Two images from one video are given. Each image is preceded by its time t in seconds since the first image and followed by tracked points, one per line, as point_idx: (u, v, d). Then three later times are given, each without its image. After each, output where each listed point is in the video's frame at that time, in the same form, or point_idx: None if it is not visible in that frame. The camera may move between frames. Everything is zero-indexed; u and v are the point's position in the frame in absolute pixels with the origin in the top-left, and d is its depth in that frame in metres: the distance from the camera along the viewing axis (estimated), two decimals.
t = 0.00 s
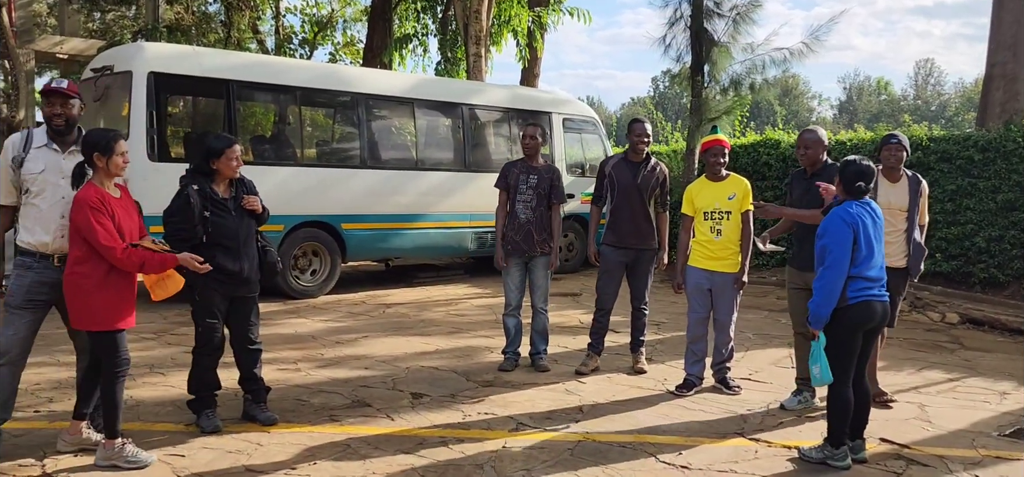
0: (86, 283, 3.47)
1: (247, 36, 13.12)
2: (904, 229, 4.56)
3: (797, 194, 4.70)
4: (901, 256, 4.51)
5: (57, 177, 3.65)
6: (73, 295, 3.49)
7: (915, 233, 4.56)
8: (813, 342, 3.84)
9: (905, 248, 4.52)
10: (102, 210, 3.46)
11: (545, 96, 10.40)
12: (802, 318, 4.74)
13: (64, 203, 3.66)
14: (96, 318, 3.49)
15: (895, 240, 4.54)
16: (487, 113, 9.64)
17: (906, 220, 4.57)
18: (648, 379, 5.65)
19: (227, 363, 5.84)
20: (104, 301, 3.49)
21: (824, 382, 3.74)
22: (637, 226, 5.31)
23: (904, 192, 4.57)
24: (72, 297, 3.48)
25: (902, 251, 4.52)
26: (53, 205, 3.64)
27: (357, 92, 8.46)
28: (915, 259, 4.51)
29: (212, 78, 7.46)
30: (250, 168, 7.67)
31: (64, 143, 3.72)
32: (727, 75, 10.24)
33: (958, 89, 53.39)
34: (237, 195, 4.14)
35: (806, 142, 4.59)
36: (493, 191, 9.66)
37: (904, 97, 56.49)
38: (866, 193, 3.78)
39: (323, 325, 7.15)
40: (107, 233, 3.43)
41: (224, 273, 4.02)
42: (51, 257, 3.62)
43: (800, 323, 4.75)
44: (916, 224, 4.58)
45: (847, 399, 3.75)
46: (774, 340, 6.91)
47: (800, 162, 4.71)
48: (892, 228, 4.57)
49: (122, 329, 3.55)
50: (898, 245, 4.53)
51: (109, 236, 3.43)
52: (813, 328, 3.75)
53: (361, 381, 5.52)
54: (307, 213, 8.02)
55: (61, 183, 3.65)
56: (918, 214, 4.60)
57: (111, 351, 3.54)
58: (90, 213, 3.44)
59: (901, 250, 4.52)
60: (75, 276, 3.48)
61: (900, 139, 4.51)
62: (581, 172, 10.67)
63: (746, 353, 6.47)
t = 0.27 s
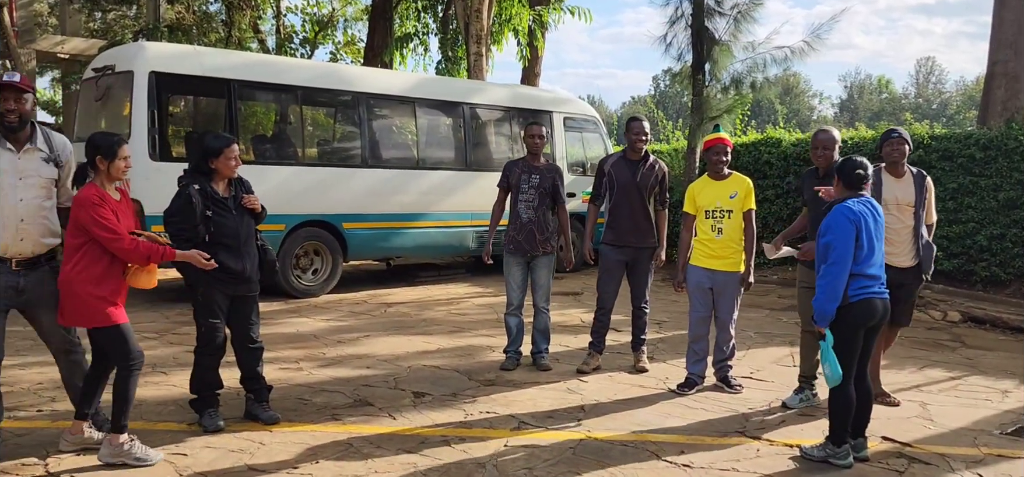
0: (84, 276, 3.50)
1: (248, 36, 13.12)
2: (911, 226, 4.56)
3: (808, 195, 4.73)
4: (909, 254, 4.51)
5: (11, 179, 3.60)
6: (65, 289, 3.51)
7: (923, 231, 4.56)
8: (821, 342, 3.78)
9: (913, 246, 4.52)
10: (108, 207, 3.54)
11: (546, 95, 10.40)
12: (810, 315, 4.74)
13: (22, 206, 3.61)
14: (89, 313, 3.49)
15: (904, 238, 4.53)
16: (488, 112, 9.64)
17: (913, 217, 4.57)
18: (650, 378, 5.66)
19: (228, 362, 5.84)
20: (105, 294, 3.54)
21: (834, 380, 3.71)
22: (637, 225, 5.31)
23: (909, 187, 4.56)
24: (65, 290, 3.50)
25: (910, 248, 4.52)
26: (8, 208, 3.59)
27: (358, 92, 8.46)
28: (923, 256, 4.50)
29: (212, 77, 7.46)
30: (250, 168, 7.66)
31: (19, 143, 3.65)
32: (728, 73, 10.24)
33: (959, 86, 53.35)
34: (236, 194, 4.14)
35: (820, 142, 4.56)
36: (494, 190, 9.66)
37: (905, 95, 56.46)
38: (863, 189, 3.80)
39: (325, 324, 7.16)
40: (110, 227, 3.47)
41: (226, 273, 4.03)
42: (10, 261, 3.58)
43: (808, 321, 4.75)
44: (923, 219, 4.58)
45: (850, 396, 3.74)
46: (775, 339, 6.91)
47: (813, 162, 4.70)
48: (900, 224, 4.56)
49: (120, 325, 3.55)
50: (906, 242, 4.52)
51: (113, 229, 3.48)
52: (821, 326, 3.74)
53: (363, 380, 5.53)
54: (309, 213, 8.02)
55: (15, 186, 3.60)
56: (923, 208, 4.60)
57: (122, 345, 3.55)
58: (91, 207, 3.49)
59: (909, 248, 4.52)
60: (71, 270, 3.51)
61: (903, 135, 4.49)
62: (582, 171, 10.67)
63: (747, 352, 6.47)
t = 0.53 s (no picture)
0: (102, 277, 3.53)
1: (247, 35, 13.12)
2: (920, 226, 4.56)
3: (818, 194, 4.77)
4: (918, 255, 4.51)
5: None
6: (83, 287, 3.53)
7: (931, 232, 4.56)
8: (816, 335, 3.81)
9: (922, 246, 4.51)
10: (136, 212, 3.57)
11: (545, 95, 10.40)
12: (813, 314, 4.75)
13: None
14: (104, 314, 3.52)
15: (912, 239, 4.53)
16: (487, 112, 9.64)
17: (920, 217, 4.57)
18: (648, 377, 5.66)
19: (227, 362, 5.84)
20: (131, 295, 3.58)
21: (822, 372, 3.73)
22: (636, 224, 5.31)
23: (917, 187, 4.58)
24: (82, 288, 3.53)
25: (918, 248, 4.52)
26: None
27: (357, 91, 8.46)
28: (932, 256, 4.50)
29: (211, 77, 7.45)
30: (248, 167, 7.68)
31: None
32: (726, 73, 10.25)
33: (958, 86, 53.40)
34: (234, 193, 4.14)
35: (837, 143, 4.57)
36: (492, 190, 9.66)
37: (903, 94, 56.50)
38: (856, 187, 3.82)
39: (323, 324, 7.16)
40: (130, 232, 3.47)
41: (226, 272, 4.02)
42: None
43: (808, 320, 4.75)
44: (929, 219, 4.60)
45: (846, 395, 3.75)
46: (774, 339, 6.92)
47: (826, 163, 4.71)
48: (907, 224, 4.57)
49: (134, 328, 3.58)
50: (915, 243, 4.52)
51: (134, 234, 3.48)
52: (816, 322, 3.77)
53: (362, 379, 5.53)
54: (307, 212, 8.02)
55: None
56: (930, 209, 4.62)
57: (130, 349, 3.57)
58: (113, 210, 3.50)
59: (918, 248, 4.52)
60: (90, 269, 3.54)
61: (910, 133, 4.51)
62: (580, 171, 10.67)
63: (746, 351, 6.47)
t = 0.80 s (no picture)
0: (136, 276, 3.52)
1: (242, 35, 13.10)
2: (930, 230, 4.55)
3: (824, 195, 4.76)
4: (926, 259, 4.50)
5: None
6: (117, 287, 3.53)
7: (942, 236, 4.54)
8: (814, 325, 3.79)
9: (933, 251, 4.50)
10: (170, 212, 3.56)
11: (540, 95, 10.39)
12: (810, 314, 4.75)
13: None
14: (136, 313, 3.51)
15: (922, 244, 4.51)
16: (483, 112, 9.63)
17: (931, 220, 4.55)
18: (644, 378, 5.66)
19: (223, 362, 5.83)
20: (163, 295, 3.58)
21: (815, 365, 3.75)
22: (635, 225, 5.31)
23: (927, 190, 4.57)
24: (116, 287, 3.53)
25: (928, 252, 4.51)
26: None
27: (353, 91, 8.45)
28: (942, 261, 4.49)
29: (207, 77, 7.44)
30: (244, 167, 7.68)
31: None
32: (722, 74, 10.26)
33: (953, 87, 53.56)
34: (230, 193, 4.13)
35: (851, 142, 4.47)
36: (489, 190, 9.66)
37: (899, 95, 56.65)
38: (842, 188, 3.84)
39: (319, 324, 7.15)
40: (168, 231, 3.47)
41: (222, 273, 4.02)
42: None
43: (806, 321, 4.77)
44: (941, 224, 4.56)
45: (834, 392, 3.79)
46: (769, 339, 6.93)
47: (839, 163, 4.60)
48: (916, 227, 4.55)
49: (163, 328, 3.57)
50: (926, 247, 4.51)
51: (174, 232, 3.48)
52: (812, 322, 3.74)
53: (357, 380, 5.52)
54: (303, 213, 8.01)
55: None
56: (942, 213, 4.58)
57: (150, 352, 3.56)
58: (151, 208, 3.52)
59: (927, 252, 4.51)
60: (125, 269, 3.53)
61: (924, 136, 4.47)
62: (576, 171, 10.67)
63: (741, 352, 6.48)
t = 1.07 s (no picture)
0: (183, 277, 3.56)
1: (236, 35, 13.07)
2: (936, 231, 4.53)
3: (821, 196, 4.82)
4: (929, 260, 4.50)
5: None
6: (167, 291, 3.55)
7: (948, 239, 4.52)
8: (812, 335, 3.77)
9: (938, 252, 4.49)
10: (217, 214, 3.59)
11: (535, 96, 10.39)
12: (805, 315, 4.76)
13: None
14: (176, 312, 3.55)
15: (926, 245, 4.51)
16: (477, 113, 9.63)
17: (938, 221, 4.53)
18: (638, 378, 5.66)
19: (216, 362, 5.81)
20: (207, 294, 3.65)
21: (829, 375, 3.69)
22: (631, 227, 5.32)
23: (935, 191, 4.55)
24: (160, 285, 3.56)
25: (932, 254, 4.51)
26: None
27: (347, 91, 8.43)
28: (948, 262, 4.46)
29: (200, 76, 7.42)
30: (238, 167, 7.67)
31: None
32: (717, 75, 10.28)
33: (946, 89, 53.79)
34: (223, 194, 4.12)
35: (846, 143, 4.49)
36: (483, 191, 9.65)
37: (893, 97, 56.87)
38: (830, 190, 3.86)
39: (313, 325, 7.13)
40: (217, 232, 3.51)
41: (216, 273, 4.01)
42: None
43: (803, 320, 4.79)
44: (948, 226, 4.53)
45: (822, 393, 3.81)
46: (762, 340, 6.94)
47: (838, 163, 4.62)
48: (923, 228, 4.54)
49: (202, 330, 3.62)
50: (931, 249, 4.51)
51: (227, 233, 3.51)
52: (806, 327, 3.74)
53: (350, 380, 5.51)
54: (297, 213, 8.00)
55: None
56: (951, 215, 4.54)
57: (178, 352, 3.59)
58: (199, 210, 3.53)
59: (932, 253, 4.51)
60: (174, 272, 3.56)
61: (933, 138, 4.46)
62: (571, 172, 10.68)
63: (735, 352, 6.49)
